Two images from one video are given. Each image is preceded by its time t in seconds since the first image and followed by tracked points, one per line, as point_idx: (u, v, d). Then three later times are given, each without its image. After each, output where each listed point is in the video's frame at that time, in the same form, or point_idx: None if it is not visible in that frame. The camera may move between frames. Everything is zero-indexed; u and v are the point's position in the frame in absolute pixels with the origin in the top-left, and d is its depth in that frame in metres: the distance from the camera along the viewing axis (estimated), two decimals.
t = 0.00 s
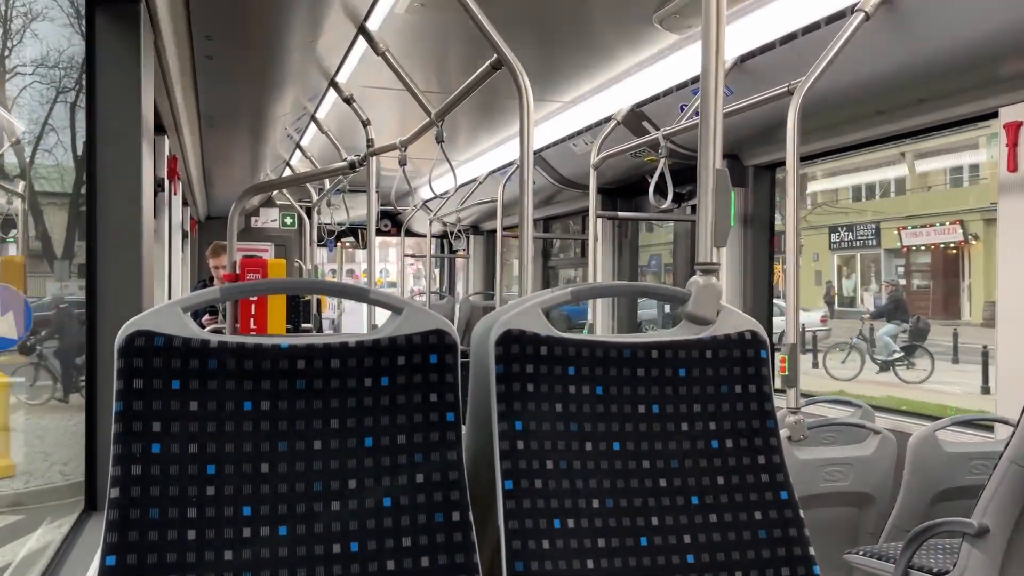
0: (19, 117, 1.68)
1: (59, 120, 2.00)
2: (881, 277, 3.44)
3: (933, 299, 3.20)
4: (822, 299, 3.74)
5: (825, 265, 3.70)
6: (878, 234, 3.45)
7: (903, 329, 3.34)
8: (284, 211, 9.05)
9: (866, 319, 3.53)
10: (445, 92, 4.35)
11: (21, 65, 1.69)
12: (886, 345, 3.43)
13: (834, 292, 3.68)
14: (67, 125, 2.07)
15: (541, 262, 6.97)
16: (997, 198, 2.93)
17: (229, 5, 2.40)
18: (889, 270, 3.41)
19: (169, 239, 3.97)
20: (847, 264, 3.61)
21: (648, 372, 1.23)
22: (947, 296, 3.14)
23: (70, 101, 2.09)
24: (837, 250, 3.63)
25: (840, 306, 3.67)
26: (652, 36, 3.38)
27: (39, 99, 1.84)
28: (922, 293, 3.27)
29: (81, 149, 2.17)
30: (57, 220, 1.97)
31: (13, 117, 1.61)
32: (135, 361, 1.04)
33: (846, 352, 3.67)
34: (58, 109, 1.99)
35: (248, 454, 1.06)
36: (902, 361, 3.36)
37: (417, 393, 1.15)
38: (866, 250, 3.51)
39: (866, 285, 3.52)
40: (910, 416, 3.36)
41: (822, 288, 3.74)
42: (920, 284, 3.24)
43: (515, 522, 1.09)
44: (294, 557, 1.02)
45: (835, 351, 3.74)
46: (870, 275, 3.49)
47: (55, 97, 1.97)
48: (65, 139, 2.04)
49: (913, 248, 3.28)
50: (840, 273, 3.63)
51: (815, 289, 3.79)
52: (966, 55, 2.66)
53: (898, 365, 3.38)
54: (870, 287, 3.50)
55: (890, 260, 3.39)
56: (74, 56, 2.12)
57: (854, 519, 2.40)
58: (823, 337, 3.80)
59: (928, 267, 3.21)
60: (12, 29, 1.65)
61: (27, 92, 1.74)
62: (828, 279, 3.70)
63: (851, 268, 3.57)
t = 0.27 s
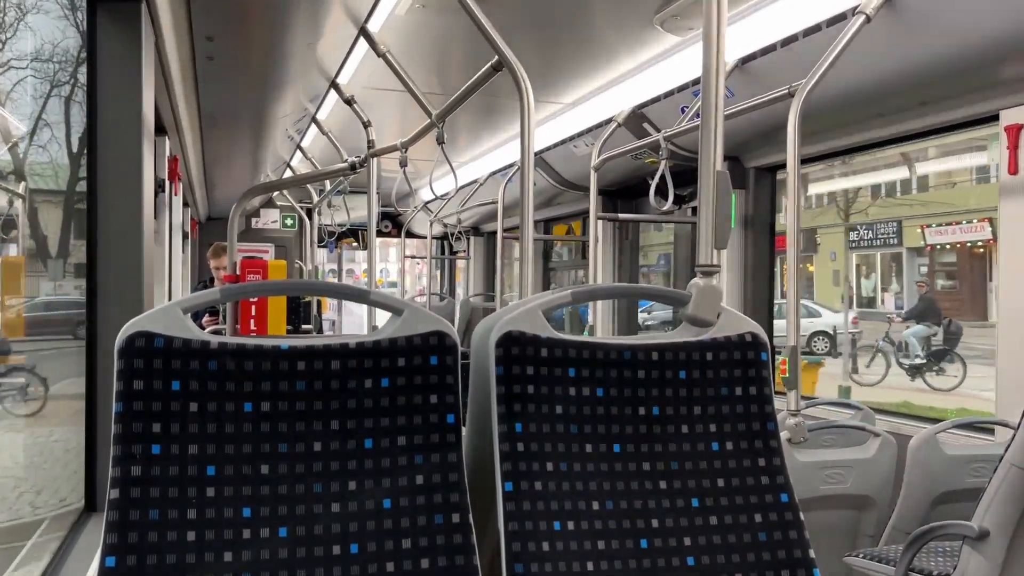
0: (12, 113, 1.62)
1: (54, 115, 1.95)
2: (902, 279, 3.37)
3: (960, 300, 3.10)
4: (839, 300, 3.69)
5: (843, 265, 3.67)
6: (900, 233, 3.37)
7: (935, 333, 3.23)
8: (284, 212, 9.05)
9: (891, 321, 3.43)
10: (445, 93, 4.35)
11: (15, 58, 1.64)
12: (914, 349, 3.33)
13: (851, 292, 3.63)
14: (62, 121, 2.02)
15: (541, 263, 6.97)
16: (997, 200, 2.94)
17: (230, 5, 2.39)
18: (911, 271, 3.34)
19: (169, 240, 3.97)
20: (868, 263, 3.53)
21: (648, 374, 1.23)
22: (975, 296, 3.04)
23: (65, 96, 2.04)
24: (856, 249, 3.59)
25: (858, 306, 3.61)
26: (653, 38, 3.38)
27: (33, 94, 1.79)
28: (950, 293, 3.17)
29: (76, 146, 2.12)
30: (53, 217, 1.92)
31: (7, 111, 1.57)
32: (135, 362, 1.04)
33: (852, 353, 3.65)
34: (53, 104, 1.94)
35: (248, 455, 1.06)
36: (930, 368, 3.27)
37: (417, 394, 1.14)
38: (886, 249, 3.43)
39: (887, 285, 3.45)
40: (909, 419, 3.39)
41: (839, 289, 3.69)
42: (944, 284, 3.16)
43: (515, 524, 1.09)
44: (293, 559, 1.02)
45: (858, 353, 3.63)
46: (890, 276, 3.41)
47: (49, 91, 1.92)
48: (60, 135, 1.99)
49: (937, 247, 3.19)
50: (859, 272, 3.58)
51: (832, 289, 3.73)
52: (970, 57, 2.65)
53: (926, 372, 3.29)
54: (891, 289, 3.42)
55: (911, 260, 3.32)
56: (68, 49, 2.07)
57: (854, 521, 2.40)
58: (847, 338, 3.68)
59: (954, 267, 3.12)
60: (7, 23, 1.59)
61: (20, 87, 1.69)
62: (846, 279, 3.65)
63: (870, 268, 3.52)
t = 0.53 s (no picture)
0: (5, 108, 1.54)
1: (47, 109, 1.86)
2: (926, 280, 3.24)
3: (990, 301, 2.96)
4: (858, 301, 3.57)
5: (863, 265, 3.54)
6: (924, 231, 3.26)
7: (977, 338, 3.01)
8: (284, 212, 9.05)
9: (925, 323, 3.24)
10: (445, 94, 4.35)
11: (9, 51, 1.56)
12: (955, 354, 3.12)
13: (871, 293, 3.51)
14: (56, 115, 1.94)
15: (541, 264, 6.97)
16: (996, 202, 2.94)
17: (230, 5, 2.39)
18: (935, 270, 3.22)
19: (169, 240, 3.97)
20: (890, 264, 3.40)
21: (648, 375, 1.23)
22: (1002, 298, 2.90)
23: (58, 89, 1.95)
24: (877, 248, 3.48)
25: (882, 308, 3.46)
26: (654, 38, 3.38)
27: (27, 87, 1.71)
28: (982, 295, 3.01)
29: (69, 141, 2.04)
30: (46, 215, 1.85)
31: None
32: (134, 362, 1.04)
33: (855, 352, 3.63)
34: (47, 98, 1.85)
35: (247, 456, 1.06)
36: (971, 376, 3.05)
37: (416, 395, 1.14)
38: (909, 249, 3.32)
39: (909, 286, 3.32)
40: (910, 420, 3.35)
41: (857, 290, 3.58)
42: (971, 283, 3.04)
43: (513, 525, 1.09)
44: (292, 559, 1.02)
45: (887, 360, 3.47)
46: (913, 276, 3.29)
47: (43, 84, 1.83)
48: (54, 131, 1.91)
49: (963, 246, 3.08)
50: (879, 273, 3.45)
51: (850, 289, 3.62)
52: (974, 58, 2.64)
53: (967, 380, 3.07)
54: (914, 290, 3.30)
55: (935, 259, 3.20)
56: (61, 40, 1.98)
57: (853, 522, 2.40)
58: (874, 341, 3.53)
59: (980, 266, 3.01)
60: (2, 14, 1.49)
61: (13, 82, 1.60)
62: (866, 279, 3.54)
63: (892, 268, 3.39)
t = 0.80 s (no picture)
0: None
1: (37, 103, 1.80)
2: (951, 281, 3.12)
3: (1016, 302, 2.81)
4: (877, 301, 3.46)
5: (884, 265, 3.42)
6: (948, 230, 3.13)
7: None
8: (284, 211, 9.05)
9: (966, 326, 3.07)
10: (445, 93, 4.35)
11: None
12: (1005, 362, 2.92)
13: (889, 294, 3.40)
14: (48, 110, 1.88)
15: (541, 264, 6.97)
16: (997, 202, 2.94)
17: (230, 5, 2.39)
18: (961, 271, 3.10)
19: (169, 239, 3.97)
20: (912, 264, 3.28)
21: (648, 374, 1.23)
22: None
23: (50, 82, 1.89)
24: (899, 247, 3.34)
25: (903, 308, 3.34)
26: (654, 38, 3.38)
27: (16, 80, 1.65)
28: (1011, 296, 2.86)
29: (63, 136, 1.99)
30: (36, 213, 1.80)
31: None
32: (133, 361, 1.04)
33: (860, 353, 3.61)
34: (38, 91, 1.80)
35: (246, 455, 1.06)
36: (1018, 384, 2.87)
37: (415, 395, 1.14)
38: (932, 247, 3.19)
39: (933, 287, 3.19)
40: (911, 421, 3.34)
41: (876, 290, 3.47)
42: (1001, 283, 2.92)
43: (513, 525, 1.09)
44: (291, 558, 1.02)
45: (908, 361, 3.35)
46: (938, 277, 3.17)
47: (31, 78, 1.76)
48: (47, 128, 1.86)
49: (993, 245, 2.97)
50: (901, 273, 3.33)
51: (869, 289, 3.51)
52: (973, 57, 2.64)
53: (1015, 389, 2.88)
54: (937, 290, 3.17)
55: (960, 260, 3.09)
56: (54, 32, 1.92)
57: (853, 522, 2.40)
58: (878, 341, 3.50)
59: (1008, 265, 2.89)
60: None
61: None
62: (885, 280, 3.42)
63: (914, 268, 3.26)
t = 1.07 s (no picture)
0: None
1: (28, 96, 1.74)
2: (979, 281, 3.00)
3: None
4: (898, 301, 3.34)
5: (906, 265, 3.30)
6: (976, 228, 3.02)
7: None
8: (284, 210, 9.06)
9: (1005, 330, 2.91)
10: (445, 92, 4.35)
11: None
12: None
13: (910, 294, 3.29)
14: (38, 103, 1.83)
15: (541, 263, 6.97)
16: (997, 203, 2.93)
17: (230, 4, 2.39)
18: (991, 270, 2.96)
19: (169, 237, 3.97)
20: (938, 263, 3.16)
21: (648, 374, 1.23)
22: None
23: (40, 74, 1.84)
24: (922, 246, 3.21)
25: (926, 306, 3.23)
26: (654, 37, 3.37)
27: (4, 72, 1.57)
28: None
29: (53, 130, 1.94)
30: (27, 210, 1.74)
31: None
32: (133, 359, 1.04)
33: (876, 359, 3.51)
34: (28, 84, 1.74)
35: (247, 454, 1.06)
36: None
37: (415, 394, 1.14)
38: (960, 246, 3.07)
39: (959, 287, 3.09)
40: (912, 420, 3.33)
41: (898, 291, 3.35)
42: None
43: (513, 524, 1.09)
44: (291, 557, 1.02)
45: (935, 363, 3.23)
46: (964, 278, 3.05)
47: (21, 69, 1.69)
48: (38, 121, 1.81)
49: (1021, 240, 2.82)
50: (925, 274, 3.21)
51: (890, 289, 3.39)
52: (973, 57, 2.64)
53: None
54: (965, 291, 3.06)
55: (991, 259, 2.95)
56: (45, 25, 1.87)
57: (852, 521, 2.40)
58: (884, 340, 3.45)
59: None
60: None
61: None
62: (907, 280, 3.30)
63: (939, 268, 3.14)
